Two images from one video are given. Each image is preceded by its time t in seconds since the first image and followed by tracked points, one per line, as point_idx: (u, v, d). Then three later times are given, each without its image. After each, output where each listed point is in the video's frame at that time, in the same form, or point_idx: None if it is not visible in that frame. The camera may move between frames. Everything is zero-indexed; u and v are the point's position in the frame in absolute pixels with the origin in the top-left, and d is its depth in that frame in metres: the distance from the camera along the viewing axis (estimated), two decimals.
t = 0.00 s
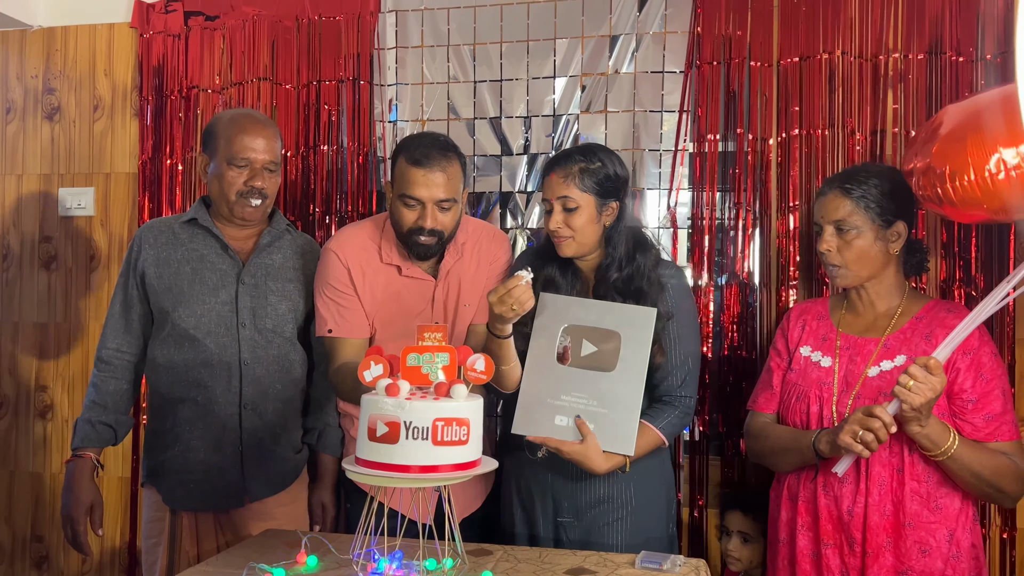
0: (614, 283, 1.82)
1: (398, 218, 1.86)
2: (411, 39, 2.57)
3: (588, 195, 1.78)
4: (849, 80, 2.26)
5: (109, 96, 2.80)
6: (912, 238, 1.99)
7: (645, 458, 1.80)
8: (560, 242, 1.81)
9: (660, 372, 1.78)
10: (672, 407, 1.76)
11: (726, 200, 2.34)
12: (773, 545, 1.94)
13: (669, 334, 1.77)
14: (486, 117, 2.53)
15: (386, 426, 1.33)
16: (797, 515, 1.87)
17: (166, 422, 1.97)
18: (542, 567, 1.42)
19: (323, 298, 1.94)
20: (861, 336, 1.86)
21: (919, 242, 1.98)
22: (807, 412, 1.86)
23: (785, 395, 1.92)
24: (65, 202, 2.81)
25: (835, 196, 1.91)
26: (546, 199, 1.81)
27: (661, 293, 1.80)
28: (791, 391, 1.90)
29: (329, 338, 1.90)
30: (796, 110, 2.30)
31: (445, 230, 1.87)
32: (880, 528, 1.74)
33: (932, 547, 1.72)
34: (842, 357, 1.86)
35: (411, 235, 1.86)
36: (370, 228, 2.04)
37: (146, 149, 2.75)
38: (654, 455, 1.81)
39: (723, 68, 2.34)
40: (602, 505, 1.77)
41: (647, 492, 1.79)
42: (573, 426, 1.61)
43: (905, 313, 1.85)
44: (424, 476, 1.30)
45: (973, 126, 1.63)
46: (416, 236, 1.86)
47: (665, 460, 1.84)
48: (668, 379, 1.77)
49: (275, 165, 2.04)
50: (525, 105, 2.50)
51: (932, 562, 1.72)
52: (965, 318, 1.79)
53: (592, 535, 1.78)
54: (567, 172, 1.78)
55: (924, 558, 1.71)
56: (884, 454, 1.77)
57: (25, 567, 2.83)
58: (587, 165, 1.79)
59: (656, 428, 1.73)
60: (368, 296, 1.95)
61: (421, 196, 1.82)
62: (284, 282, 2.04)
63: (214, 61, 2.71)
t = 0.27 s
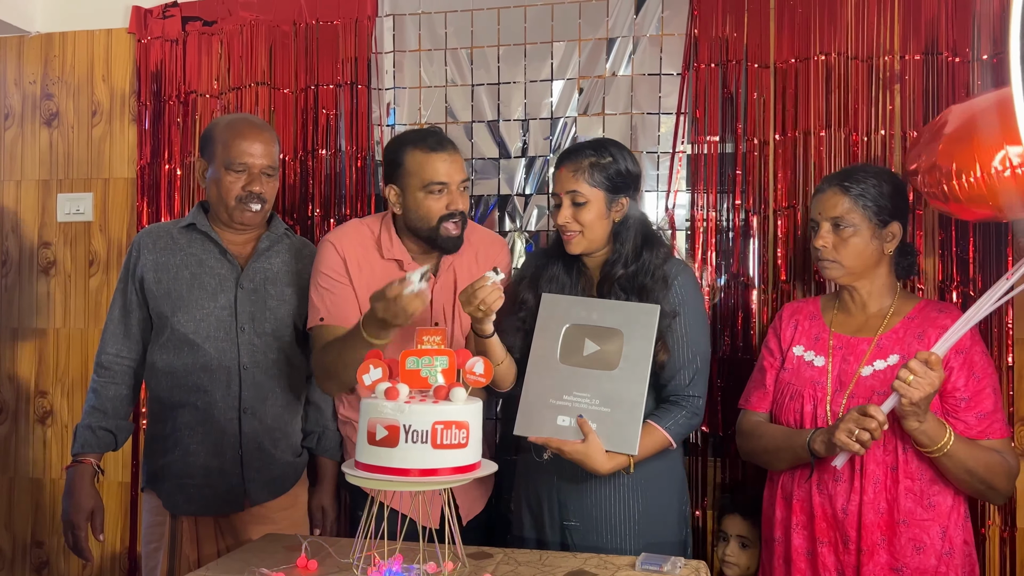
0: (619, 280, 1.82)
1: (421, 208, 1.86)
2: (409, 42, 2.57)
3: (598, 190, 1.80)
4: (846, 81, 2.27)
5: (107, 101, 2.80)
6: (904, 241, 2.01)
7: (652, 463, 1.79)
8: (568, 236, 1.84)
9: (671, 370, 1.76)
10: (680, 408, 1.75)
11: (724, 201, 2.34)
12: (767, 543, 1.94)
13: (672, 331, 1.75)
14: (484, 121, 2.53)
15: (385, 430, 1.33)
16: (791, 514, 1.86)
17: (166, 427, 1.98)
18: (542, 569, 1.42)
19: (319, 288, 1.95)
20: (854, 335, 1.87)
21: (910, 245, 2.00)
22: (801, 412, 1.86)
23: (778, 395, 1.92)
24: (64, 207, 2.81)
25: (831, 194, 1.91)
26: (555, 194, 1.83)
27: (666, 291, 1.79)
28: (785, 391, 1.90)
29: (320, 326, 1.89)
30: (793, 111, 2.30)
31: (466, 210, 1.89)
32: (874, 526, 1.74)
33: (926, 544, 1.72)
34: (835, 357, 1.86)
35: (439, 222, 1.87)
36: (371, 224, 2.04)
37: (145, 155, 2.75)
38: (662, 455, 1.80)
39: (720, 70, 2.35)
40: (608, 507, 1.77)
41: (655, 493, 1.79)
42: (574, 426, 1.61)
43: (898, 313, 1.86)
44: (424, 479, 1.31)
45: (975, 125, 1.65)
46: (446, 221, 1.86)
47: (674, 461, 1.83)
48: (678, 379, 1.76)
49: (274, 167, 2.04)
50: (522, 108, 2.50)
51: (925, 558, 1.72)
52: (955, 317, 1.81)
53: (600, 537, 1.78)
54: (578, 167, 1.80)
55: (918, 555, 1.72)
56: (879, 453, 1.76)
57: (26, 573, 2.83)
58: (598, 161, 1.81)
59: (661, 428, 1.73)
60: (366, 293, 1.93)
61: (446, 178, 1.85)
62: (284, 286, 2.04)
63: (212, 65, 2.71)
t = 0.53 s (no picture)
0: (627, 277, 1.81)
1: (413, 182, 1.87)
2: (407, 45, 2.57)
3: (612, 182, 1.80)
4: (845, 81, 2.26)
5: (104, 104, 2.80)
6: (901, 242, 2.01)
7: (657, 463, 1.78)
8: (577, 226, 1.82)
9: (674, 370, 1.76)
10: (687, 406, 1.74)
11: (723, 202, 2.33)
12: (772, 546, 1.94)
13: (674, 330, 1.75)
14: (482, 122, 2.53)
15: (385, 432, 1.32)
16: (796, 516, 1.85)
17: (164, 431, 1.97)
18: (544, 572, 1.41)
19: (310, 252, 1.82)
20: (853, 336, 1.86)
21: (907, 246, 2.00)
22: (805, 414, 1.85)
23: (779, 397, 1.92)
24: (61, 211, 2.80)
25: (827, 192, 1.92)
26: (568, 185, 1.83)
27: (669, 288, 1.79)
28: (786, 393, 1.89)
29: (325, 272, 1.76)
30: (792, 112, 2.30)
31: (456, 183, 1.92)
32: (880, 526, 1.74)
33: (932, 543, 1.71)
34: (835, 358, 1.86)
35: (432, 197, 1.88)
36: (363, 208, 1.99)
37: (142, 158, 2.74)
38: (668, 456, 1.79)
39: (719, 71, 2.34)
40: (613, 509, 1.76)
41: (662, 494, 1.77)
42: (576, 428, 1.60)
43: (896, 312, 1.85)
44: (424, 482, 1.30)
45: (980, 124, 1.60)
46: (440, 195, 1.89)
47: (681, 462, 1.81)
48: (681, 377, 1.75)
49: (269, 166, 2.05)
50: (521, 109, 2.50)
51: (932, 558, 1.71)
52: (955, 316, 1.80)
53: (606, 540, 1.77)
54: (595, 159, 1.81)
55: (925, 554, 1.71)
56: (883, 452, 1.76)
57: None
58: (614, 155, 1.82)
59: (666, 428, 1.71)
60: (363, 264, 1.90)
61: (435, 149, 1.89)
62: (282, 289, 2.04)
63: (210, 68, 2.70)
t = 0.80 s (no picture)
0: (629, 283, 1.82)
1: (408, 175, 1.87)
2: (403, 48, 2.57)
3: (624, 190, 1.82)
4: (841, 84, 2.26)
5: (99, 106, 2.79)
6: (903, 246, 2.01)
7: (657, 464, 1.78)
8: (591, 235, 1.82)
9: (672, 372, 1.75)
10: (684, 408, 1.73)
11: (720, 204, 2.33)
12: (770, 551, 1.93)
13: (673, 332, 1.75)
14: (479, 125, 2.52)
15: (380, 438, 1.31)
16: (795, 521, 1.85)
17: (159, 435, 1.96)
18: None
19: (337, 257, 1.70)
20: (854, 340, 1.86)
21: (908, 250, 1.99)
22: (805, 418, 1.85)
23: (779, 401, 1.91)
24: (56, 214, 2.79)
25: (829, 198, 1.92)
26: (580, 193, 1.83)
27: (667, 292, 1.79)
28: (786, 397, 1.89)
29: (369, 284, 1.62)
30: (788, 115, 2.30)
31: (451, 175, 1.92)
32: (878, 532, 1.73)
33: (932, 550, 1.71)
34: (835, 362, 1.85)
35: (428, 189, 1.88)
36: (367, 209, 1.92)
37: (137, 161, 2.73)
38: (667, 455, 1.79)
39: (715, 73, 2.34)
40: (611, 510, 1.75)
41: (661, 495, 1.77)
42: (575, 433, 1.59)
43: (897, 317, 1.84)
44: (419, 488, 1.29)
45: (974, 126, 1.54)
46: (435, 186, 1.89)
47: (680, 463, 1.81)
48: (679, 379, 1.75)
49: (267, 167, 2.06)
50: (518, 112, 2.50)
51: (932, 565, 1.71)
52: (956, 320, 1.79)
53: (604, 541, 1.76)
54: (609, 169, 1.83)
55: (925, 561, 1.71)
56: (883, 458, 1.76)
57: None
58: (627, 166, 1.84)
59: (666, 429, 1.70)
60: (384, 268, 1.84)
61: (429, 143, 1.89)
62: (278, 292, 2.03)
63: (205, 70, 2.70)
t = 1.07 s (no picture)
0: (623, 285, 1.83)
1: (420, 180, 1.86)
2: (402, 50, 2.57)
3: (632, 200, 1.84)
4: (838, 87, 2.27)
5: (98, 107, 2.79)
6: (900, 245, 2.01)
7: (655, 461, 1.79)
8: (600, 245, 1.83)
9: (668, 371, 1.77)
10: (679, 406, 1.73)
11: (718, 206, 2.33)
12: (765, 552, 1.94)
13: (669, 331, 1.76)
14: (477, 127, 2.53)
15: (377, 438, 1.32)
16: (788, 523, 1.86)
17: (157, 435, 1.96)
18: None
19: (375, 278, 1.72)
20: (846, 342, 1.86)
21: (905, 249, 1.99)
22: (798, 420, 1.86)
23: (774, 402, 1.92)
24: (54, 214, 2.80)
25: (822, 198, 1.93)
26: (590, 205, 1.83)
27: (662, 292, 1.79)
28: (780, 399, 1.90)
29: (409, 309, 1.68)
30: (785, 118, 2.31)
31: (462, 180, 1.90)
32: (867, 534, 1.74)
33: (919, 551, 1.71)
34: (828, 364, 1.86)
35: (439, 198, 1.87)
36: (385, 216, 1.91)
37: (135, 162, 2.73)
38: (665, 451, 1.80)
39: (713, 76, 2.35)
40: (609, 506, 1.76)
41: (659, 491, 1.78)
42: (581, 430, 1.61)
43: (890, 317, 1.85)
44: (416, 488, 1.29)
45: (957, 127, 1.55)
46: (445, 194, 1.87)
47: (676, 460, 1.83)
48: (675, 378, 1.76)
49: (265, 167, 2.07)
50: (516, 114, 2.50)
51: (920, 566, 1.71)
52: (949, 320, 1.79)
53: (603, 537, 1.76)
54: (618, 180, 1.84)
55: (912, 562, 1.71)
56: (871, 461, 1.77)
57: None
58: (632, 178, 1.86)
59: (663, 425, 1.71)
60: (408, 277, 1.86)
61: (444, 149, 1.87)
62: (277, 292, 2.04)
63: (204, 71, 2.70)
